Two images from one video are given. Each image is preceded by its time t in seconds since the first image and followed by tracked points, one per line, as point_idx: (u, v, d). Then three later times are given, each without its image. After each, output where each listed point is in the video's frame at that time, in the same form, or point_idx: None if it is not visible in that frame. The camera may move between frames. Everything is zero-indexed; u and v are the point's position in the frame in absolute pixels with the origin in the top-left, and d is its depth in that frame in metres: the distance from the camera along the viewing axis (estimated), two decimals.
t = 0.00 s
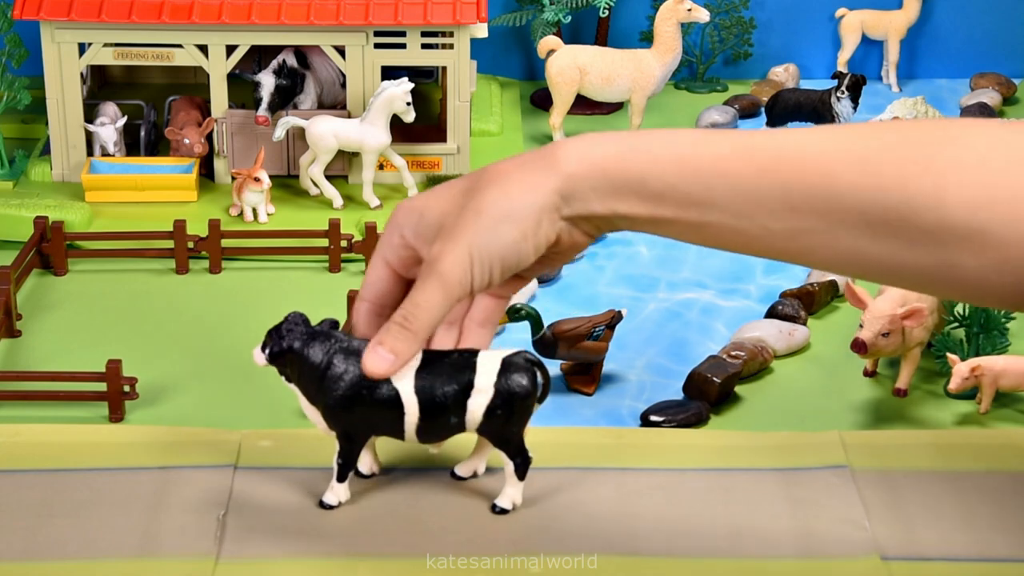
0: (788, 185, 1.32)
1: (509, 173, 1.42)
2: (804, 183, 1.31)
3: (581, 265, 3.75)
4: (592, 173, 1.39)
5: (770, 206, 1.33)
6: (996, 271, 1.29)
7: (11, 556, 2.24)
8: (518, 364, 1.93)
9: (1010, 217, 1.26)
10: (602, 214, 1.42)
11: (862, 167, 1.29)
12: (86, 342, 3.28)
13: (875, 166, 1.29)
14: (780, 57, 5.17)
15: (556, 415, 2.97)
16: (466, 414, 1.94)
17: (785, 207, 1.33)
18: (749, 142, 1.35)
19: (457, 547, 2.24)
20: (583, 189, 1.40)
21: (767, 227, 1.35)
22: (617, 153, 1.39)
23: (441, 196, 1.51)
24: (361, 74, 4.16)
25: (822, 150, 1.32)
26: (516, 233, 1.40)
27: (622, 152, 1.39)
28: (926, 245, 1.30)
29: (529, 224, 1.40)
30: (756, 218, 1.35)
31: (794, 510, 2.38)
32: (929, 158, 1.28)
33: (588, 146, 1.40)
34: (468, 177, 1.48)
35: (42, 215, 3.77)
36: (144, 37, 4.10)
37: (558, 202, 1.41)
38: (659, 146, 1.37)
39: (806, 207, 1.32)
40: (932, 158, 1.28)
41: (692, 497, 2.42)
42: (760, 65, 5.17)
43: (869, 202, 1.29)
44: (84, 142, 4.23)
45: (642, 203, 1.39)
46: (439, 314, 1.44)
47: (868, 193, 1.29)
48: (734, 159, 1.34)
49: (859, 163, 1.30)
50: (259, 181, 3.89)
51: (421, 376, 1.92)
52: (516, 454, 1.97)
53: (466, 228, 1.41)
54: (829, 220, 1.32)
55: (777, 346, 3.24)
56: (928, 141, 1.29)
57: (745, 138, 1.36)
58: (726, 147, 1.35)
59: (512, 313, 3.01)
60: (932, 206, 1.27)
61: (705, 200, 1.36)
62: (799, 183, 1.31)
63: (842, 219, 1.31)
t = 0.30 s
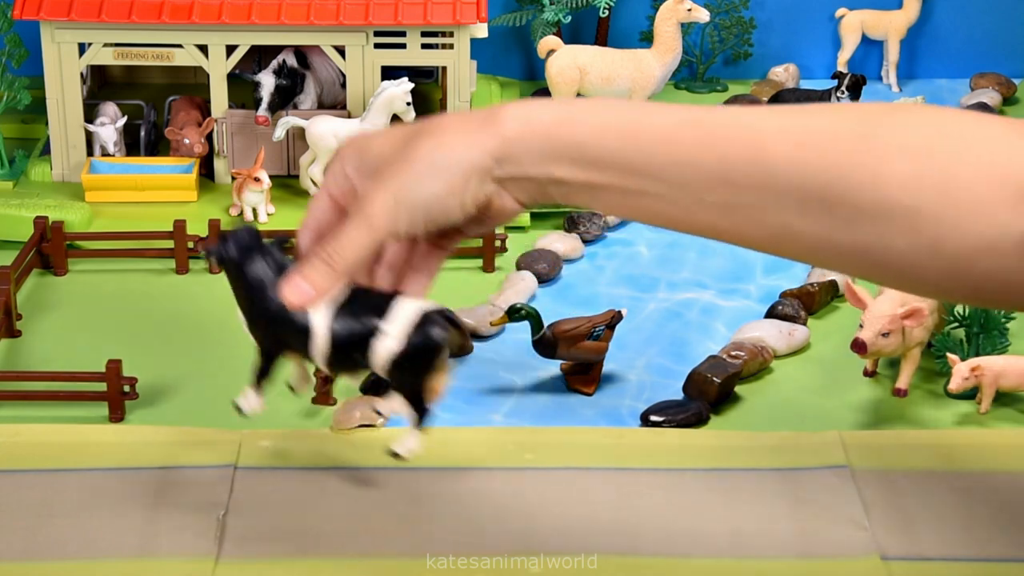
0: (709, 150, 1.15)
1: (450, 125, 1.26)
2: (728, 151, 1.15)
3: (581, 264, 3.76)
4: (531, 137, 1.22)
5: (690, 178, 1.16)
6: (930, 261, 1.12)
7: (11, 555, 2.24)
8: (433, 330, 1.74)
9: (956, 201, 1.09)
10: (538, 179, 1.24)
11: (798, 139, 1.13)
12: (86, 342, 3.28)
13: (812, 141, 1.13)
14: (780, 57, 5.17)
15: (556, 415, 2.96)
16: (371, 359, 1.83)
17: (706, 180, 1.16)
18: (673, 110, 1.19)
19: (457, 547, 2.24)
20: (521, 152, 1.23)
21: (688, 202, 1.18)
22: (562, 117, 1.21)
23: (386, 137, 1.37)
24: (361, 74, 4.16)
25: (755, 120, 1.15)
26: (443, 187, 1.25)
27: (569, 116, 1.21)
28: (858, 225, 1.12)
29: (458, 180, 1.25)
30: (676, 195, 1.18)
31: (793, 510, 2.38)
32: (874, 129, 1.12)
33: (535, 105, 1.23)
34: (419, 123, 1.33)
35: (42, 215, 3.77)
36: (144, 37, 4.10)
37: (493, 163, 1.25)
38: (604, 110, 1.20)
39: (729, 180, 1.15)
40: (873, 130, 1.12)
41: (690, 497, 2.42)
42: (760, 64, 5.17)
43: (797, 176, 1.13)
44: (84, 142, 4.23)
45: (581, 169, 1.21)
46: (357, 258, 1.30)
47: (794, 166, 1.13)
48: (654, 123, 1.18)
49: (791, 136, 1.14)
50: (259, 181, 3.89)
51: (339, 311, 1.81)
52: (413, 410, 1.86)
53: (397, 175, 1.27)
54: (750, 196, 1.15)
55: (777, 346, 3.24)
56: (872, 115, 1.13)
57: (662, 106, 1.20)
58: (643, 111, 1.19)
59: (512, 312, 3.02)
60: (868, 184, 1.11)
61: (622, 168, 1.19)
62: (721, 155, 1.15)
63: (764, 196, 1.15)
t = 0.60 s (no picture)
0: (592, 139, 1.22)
1: (355, 109, 1.37)
2: (673, 150, 1.19)
3: (581, 265, 3.76)
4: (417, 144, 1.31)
5: (576, 168, 1.23)
6: (787, 246, 1.19)
7: (11, 556, 2.24)
8: (291, 281, 1.60)
9: (817, 182, 1.17)
10: (429, 172, 1.32)
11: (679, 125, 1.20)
12: (87, 342, 3.28)
13: (687, 127, 1.19)
14: (780, 56, 5.17)
15: (555, 415, 2.95)
16: (232, 290, 1.66)
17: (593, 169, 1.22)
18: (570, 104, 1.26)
19: (457, 547, 2.24)
20: (408, 150, 1.32)
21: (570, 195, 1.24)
22: (452, 119, 1.28)
23: (315, 96, 1.44)
24: (361, 74, 4.16)
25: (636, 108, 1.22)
26: (331, 164, 1.37)
27: (459, 116, 1.28)
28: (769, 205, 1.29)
29: (345, 158, 1.36)
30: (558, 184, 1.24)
31: (793, 511, 2.38)
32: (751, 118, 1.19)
33: (433, 104, 1.30)
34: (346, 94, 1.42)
35: (42, 215, 3.77)
36: (144, 38, 4.10)
37: (381, 153, 1.34)
38: (491, 104, 1.27)
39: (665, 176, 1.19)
40: (745, 122, 1.19)
41: (690, 497, 2.42)
42: (760, 64, 5.17)
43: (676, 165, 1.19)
44: (84, 142, 4.23)
45: (466, 161, 1.28)
46: (245, 206, 1.51)
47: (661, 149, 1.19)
48: (552, 119, 1.24)
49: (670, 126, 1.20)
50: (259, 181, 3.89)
51: (218, 236, 1.66)
52: (256, 355, 1.67)
53: (298, 145, 1.40)
54: (632, 186, 1.21)
55: (777, 346, 3.24)
56: (742, 105, 1.21)
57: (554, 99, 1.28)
58: (541, 106, 1.26)
59: (512, 312, 3.02)
60: (734, 172, 1.18)
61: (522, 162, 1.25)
62: (606, 140, 1.21)
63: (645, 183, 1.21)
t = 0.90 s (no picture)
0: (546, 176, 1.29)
1: (325, 157, 1.52)
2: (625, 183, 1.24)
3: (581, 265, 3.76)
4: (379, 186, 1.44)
5: (534, 205, 1.30)
6: (736, 273, 1.21)
7: (11, 556, 2.24)
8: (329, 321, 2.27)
9: (758, 209, 1.19)
10: (395, 214, 1.44)
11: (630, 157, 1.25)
12: (87, 342, 3.28)
13: (632, 161, 1.25)
14: (780, 56, 5.17)
15: (555, 415, 2.95)
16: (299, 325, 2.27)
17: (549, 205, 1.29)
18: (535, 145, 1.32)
19: (457, 547, 2.24)
20: (372, 193, 1.45)
21: (535, 227, 1.30)
22: (411, 162, 1.39)
23: (293, 143, 1.60)
24: (362, 74, 4.16)
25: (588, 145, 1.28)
26: (305, 210, 1.54)
27: (417, 159, 1.39)
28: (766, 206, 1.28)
29: (316, 204, 1.53)
30: (522, 219, 1.31)
31: (793, 511, 2.38)
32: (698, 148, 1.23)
33: (392, 150, 1.42)
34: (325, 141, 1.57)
35: (42, 215, 3.76)
36: (144, 38, 4.10)
37: (345, 199, 1.49)
38: (446, 147, 1.37)
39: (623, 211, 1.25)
40: (690, 152, 1.23)
41: (689, 498, 2.42)
42: (760, 65, 5.17)
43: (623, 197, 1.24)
44: (84, 142, 4.23)
45: (426, 204, 1.39)
46: (233, 246, 1.71)
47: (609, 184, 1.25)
48: (509, 159, 1.32)
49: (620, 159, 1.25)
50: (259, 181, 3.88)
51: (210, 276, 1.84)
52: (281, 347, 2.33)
53: (273, 192, 1.59)
54: (586, 220, 1.27)
55: (777, 346, 3.24)
56: (695, 133, 1.25)
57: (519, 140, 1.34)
58: (503, 148, 1.33)
59: (512, 313, 3.02)
60: (676, 202, 1.22)
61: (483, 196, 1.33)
62: (558, 177, 1.28)
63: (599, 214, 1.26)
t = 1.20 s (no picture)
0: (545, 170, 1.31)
1: (326, 156, 1.54)
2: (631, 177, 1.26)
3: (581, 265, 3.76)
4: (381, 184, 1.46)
5: (535, 200, 1.32)
6: (733, 267, 1.24)
7: (12, 555, 2.24)
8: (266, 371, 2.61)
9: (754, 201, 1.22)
10: (398, 209, 1.46)
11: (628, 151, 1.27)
12: (87, 342, 3.28)
13: (628, 155, 1.27)
14: (780, 57, 5.17)
15: (555, 415, 2.94)
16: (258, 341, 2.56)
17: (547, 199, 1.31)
18: (533, 144, 1.33)
19: (457, 547, 2.24)
20: (375, 189, 1.46)
21: (536, 221, 1.32)
22: (410, 158, 1.42)
23: (294, 143, 1.61)
24: (362, 74, 4.16)
25: (585, 139, 1.30)
26: (307, 208, 1.56)
27: (421, 156, 1.40)
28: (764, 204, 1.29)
29: (317, 202, 1.55)
30: (522, 214, 1.33)
31: (791, 510, 2.38)
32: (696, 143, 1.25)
33: (393, 148, 1.44)
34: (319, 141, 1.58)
35: (42, 215, 3.76)
36: (144, 38, 4.10)
37: (349, 196, 1.51)
38: (448, 143, 1.38)
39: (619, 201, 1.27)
40: (686, 146, 1.25)
41: (690, 498, 2.42)
42: (759, 65, 5.17)
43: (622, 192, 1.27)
44: (84, 142, 4.23)
45: (428, 199, 1.41)
46: (231, 248, 1.73)
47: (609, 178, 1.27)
48: (506, 154, 1.33)
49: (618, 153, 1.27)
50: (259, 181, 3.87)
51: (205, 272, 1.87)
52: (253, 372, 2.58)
53: (274, 192, 1.61)
54: (586, 215, 1.29)
55: (777, 346, 3.24)
56: (692, 133, 1.26)
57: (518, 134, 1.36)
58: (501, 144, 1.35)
59: (512, 313, 3.01)
60: (674, 195, 1.24)
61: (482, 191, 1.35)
62: (557, 172, 1.30)
63: (598, 208, 1.28)
